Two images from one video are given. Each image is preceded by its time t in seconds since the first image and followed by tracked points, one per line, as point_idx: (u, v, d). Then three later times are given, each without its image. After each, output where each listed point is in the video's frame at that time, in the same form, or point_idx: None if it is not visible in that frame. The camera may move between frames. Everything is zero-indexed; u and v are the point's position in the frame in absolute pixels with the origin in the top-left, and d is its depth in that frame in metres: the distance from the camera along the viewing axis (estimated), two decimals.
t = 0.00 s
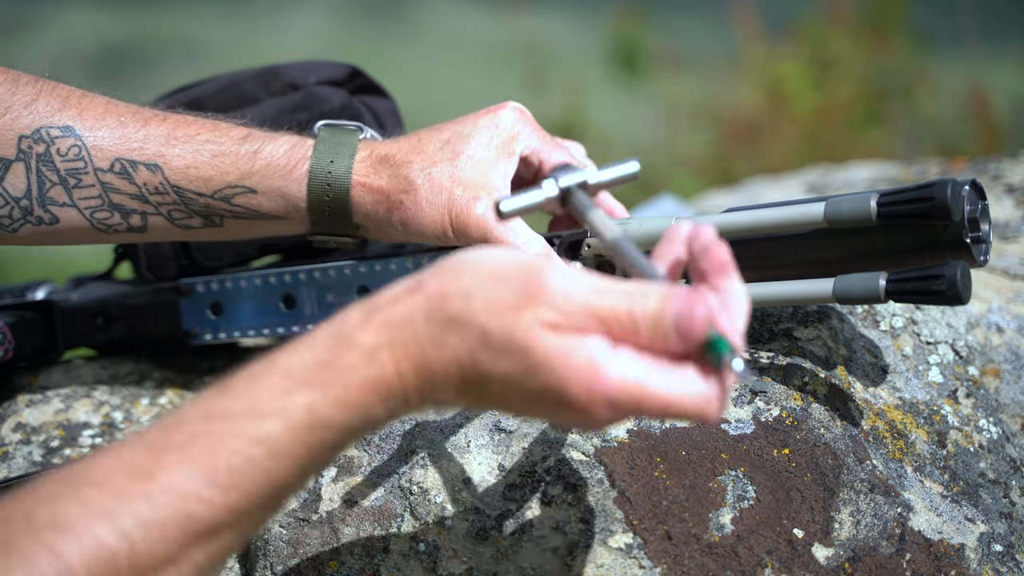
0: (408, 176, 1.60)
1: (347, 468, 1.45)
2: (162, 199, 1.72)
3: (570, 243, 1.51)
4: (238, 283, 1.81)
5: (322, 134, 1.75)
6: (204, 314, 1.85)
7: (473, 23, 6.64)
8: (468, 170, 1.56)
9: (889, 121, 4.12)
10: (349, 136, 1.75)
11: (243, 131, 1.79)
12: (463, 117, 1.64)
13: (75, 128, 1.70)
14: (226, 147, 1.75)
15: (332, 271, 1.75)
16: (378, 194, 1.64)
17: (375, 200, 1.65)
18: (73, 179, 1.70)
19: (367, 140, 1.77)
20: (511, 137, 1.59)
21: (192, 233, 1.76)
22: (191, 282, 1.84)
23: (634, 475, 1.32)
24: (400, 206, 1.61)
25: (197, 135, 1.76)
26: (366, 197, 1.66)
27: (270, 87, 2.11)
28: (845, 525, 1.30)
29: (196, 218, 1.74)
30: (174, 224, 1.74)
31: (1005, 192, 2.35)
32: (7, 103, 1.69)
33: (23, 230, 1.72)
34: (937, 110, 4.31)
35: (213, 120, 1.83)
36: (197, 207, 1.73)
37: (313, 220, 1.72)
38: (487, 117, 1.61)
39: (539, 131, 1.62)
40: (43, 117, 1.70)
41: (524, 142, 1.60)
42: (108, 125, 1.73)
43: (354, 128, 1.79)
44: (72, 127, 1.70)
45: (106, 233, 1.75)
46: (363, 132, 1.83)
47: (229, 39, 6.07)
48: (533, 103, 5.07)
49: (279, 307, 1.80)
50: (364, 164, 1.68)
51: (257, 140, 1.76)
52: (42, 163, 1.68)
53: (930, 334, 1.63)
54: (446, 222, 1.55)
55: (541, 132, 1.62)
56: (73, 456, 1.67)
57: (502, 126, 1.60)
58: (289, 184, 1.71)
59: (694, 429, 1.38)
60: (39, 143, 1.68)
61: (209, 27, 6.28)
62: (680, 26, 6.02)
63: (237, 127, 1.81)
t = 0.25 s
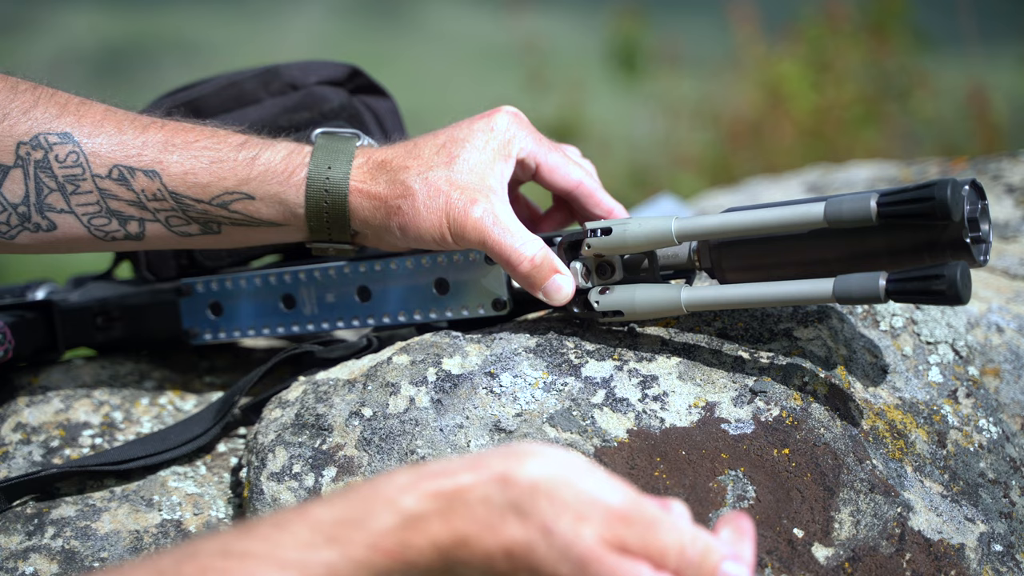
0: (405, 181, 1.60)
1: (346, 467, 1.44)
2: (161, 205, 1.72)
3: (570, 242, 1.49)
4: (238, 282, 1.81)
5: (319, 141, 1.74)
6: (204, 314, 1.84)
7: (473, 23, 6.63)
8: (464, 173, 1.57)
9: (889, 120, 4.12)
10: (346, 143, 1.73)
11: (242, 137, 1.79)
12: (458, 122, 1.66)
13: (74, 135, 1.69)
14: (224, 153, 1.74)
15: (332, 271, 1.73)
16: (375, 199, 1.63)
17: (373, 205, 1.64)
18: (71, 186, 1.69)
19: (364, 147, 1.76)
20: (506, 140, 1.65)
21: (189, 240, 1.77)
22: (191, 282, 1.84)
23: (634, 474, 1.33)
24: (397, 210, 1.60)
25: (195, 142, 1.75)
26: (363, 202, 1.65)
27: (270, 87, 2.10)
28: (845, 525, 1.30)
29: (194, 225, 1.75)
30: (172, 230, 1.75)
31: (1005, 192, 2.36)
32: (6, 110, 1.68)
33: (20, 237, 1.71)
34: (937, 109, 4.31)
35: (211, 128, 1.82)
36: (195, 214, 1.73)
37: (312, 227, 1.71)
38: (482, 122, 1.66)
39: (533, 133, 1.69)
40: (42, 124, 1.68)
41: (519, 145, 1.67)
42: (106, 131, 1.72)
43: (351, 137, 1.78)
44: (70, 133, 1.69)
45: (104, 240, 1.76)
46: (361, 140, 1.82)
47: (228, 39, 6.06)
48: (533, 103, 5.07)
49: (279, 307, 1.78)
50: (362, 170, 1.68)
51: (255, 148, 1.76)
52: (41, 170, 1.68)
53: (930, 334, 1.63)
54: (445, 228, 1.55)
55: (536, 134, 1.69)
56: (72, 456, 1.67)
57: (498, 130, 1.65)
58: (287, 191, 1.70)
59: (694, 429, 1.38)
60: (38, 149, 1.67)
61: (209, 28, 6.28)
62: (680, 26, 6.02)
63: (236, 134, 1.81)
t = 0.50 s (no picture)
0: (404, 185, 1.59)
1: (347, 467, 1.44)
2: (161, 212, 1.72)
3: (570, 242, 1.50)
4: (238, 282, 1.81)
5: (319, 147, 1.74)
6: (204, 314, 1.84)
7: (473, 23, 6.64)
8: (463, 176, 1.57)
9: (889, 121, 4.12)
10: (345, 148, 1.73)
11: (242, 144, 1.79)
12: (456, 126, 1.66)
13: (75, 142, 1.69)
14: (224, 160, 1.74)
15: (332, 271, 1.73)
16: (375, 204, 1.62)
17: (372, 210, 1.63)
18: (73, 193, 1.70)
19: (363, 152, 1.76)
20: (505, 143, 1.65)
21: (190, 246, 1.78)
22: (191, 282, 1.84)
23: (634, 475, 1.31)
24: (397, 215, 1.59)
25: (196, 149, 1.76)
26: (362, 208, 1.64)
27: (270, 87, 2.10)
28: (845, 525, 1.30)
29: (195, 231, 1.75)
30: (173, 236, 1.76)
31: (1005, 193, 2.36)
32: (8, 119, 1.69)
33: (23, 243, 1.72)
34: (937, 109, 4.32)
35: (212, 135, 1.82)
36: (196, 220, 1.73)
37: (313, 233, 1.70)
38: (480, 125, 1.66)
39: (531, 135, 1.70)
40: (45, 131, 1.69)
41: (517, 147, 1.67)
42: (108, 138, 1.72)
43: (350, 142, 1.78)
44: (72, 140, 1.69)
45: (106, 247, 1.77)
46: (360, 147, 1.82)
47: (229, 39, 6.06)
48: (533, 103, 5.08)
49: (279, 307, 1.78)
50: (360, 175, 1.67)
51: (255, 154, 1.76)
52: (42, 177, 1.68)
53: (930, 334, 1.63)
54: (445, 231, 1.54)
55: (534, 135, 1.70)
56: (72, 456, 1.67)
57: (496, 132, 1.65)
58: (287, 197, 1.70)
59: (694, 429, 1.38)
60: (40, 157, 1.67)
61: (209, 28, 6.28)
62: (680, 26, 6.03)
63: (237, 141, 1.81)
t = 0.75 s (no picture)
0: (402, 191, 1.59)
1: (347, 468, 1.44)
2: (162, 217, 1.72)
3: (570, 242, 1.50)
4: (238, 282, 1.81)
5: (319, 152, 1.74)
6: (204, 314, 1.84)
7: (473, 23, 6.64)
8: (461, 179, 1.57)
9: (889, 121, 4.12)
10: (345, 154, 1.73)
11: (243, 150, 1.80)
12: (454, 130, 1.66)
13: (77, 148, 1.70)
14: (225, 166, 1.75)
15: (332, 271, 1.73)
16: (374, 209, 1.62)
17: (371, 216, 1.63)
18: (75, 199, 1.70)
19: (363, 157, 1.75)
20: (502, 146, 1.64)
21: (191, 252, 1.78)
22: (191, 282, 1.84)
23: (634, 474, 1.31)
24: (396, 220, 1.59)
25: (197, 155, 1.76)
26: (362, 213, 1.64)
27: (270, 87, 2.10)
28: (845, 525, 1.30)
29: (196, 237, 1.75)
30: (173, 242, 1.76)
31: (1005, 193, 2.36)
32: (11, 125, 1.70)
33: (25, 249, 1.73)
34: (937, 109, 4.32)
35: (214, 141, 1.83)
36: (197, 226, 1.73)
37: (313, 238, 1.69)
38: (477, 128, 1.65)
39: (529, 137, 1.69)
40: (47, 138, 1.70)
41: (515, 150, 1.66)
42: (109, 144, 1.73)
43: (350, 147, 1.78)
44: (74, 147, 1.70)
45: (107, 253, 1.76)
46: (361, 151, 1.82)
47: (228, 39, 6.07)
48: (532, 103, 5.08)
49: (279, 307, 1.79)
50: (359, 181, 1.67)
51: (255, 160, 1.76)
52: (44, 184, 1.69)
53: (931, 334, 1.63)
54: (443, 235, 1.54)
55: (531, 138, 1.69)
56: (72, 456, 1.67)
57: (493, 135, 1.64)
58: (287, 203, 1.70)
59: (694, 429, 1.38)
60: (42, 163, 1.69)
61: (208, 28, 6.28)
62: (680, 26, 6.03)
63: (237, 146, 1.81)
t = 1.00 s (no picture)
0: (401, 193, 1.59)
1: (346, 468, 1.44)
2: (163, 220, 1.73)
3: (570, 242, 1.50)
4: (238, 282, 1.81)
5: (319, 155, 1.74)
6: (204, 314, 1.85)
7: (473, 22, 6.64)
8: (459, 181, 1.57)
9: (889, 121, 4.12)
10: (344, 157, 1.73)
11: (243, 152, 1.80)
12: (453, 132, 1.66)
13: (77, 151, 1.71)
14: (224, 169, 1.75)
15: (332, 271, 1.73)
16: (373, 212, 1.62)
17: (371, 218, 1.63)
18: (75, 202, 1.70)
19: (362, 160, 1.75)
20: (501, 146, 1.64)
21: (192, 255, 1.78)
22: (191, 282, 1.83)
23: (634, 474, 1.31)
24: (395, 222, 1.59)
25: (197, 157, 1.76)
26: (361, 216, 1.64)
27: (270, 87, 2.10)
28: (845, 525, 1.30)
29: (196, 240, 1.75)
30: (174, 245, 1.76)
31: (1005, 193, 2.36)
32: (11, 129, 1.71)
33: (25, 253, 1.73)
34: (937, 110, 4.32)
35: (214, 144, 1.83)
36: (197, 229, 1.73)
37: (313, 241, 1.70)
38: (476, 129, 1.65)
39: (527, 137, 1.68)
40: (47, 141, 1.71)
41: (514, 151, 1.65)
42: (109, 147, 1.73)
43: (350, 150, 1.78)
44: (74, 150, 1.71)
45: (107, 256, 1.76)
46: (361, 153, 1.81)
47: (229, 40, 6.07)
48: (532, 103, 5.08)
49: (279, 307, 1.79)
50: (359, 183, 1.67)
51: (255, 162, 1.76)
52: (44, 187, 1.69)
53: (930, 334, 1.63)
54: (443, 236, 1.54)
55: (529, 138, 1.67)
56: (72, 456, 1.67)
57: (492, 136, 1.64)
58: (287, 206, 1.70)
59: (694, 429, 1.38)
60: (42, 166, 1.69)
61: (208, 28, 6.28)
62: (680, 26, 6.03)
63: (237, 149, 1.81)
